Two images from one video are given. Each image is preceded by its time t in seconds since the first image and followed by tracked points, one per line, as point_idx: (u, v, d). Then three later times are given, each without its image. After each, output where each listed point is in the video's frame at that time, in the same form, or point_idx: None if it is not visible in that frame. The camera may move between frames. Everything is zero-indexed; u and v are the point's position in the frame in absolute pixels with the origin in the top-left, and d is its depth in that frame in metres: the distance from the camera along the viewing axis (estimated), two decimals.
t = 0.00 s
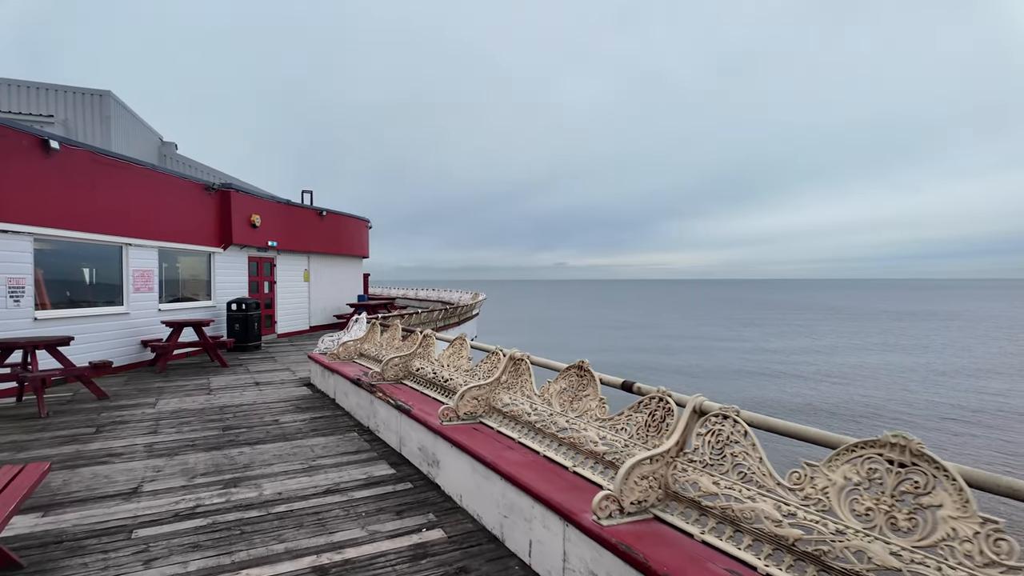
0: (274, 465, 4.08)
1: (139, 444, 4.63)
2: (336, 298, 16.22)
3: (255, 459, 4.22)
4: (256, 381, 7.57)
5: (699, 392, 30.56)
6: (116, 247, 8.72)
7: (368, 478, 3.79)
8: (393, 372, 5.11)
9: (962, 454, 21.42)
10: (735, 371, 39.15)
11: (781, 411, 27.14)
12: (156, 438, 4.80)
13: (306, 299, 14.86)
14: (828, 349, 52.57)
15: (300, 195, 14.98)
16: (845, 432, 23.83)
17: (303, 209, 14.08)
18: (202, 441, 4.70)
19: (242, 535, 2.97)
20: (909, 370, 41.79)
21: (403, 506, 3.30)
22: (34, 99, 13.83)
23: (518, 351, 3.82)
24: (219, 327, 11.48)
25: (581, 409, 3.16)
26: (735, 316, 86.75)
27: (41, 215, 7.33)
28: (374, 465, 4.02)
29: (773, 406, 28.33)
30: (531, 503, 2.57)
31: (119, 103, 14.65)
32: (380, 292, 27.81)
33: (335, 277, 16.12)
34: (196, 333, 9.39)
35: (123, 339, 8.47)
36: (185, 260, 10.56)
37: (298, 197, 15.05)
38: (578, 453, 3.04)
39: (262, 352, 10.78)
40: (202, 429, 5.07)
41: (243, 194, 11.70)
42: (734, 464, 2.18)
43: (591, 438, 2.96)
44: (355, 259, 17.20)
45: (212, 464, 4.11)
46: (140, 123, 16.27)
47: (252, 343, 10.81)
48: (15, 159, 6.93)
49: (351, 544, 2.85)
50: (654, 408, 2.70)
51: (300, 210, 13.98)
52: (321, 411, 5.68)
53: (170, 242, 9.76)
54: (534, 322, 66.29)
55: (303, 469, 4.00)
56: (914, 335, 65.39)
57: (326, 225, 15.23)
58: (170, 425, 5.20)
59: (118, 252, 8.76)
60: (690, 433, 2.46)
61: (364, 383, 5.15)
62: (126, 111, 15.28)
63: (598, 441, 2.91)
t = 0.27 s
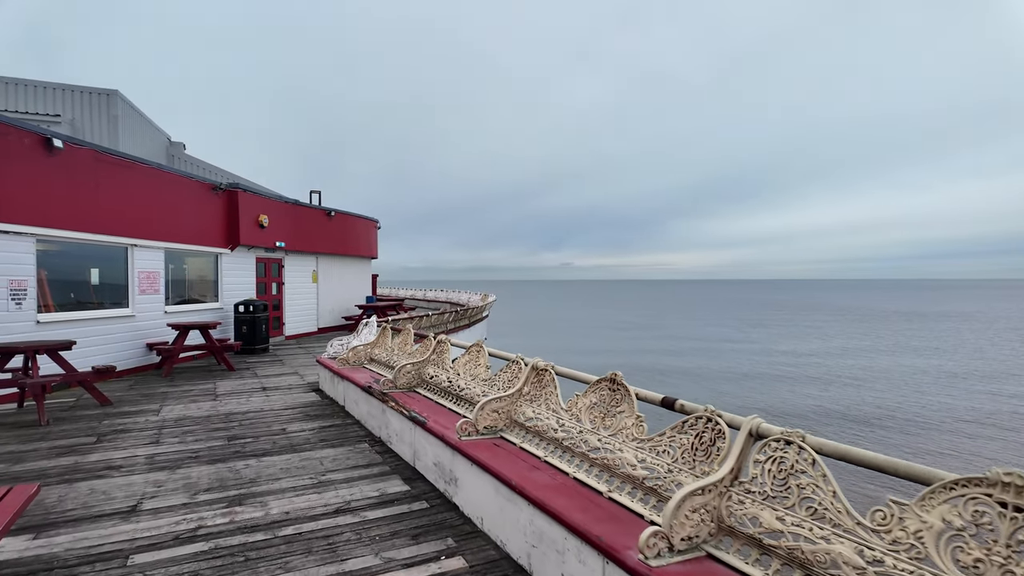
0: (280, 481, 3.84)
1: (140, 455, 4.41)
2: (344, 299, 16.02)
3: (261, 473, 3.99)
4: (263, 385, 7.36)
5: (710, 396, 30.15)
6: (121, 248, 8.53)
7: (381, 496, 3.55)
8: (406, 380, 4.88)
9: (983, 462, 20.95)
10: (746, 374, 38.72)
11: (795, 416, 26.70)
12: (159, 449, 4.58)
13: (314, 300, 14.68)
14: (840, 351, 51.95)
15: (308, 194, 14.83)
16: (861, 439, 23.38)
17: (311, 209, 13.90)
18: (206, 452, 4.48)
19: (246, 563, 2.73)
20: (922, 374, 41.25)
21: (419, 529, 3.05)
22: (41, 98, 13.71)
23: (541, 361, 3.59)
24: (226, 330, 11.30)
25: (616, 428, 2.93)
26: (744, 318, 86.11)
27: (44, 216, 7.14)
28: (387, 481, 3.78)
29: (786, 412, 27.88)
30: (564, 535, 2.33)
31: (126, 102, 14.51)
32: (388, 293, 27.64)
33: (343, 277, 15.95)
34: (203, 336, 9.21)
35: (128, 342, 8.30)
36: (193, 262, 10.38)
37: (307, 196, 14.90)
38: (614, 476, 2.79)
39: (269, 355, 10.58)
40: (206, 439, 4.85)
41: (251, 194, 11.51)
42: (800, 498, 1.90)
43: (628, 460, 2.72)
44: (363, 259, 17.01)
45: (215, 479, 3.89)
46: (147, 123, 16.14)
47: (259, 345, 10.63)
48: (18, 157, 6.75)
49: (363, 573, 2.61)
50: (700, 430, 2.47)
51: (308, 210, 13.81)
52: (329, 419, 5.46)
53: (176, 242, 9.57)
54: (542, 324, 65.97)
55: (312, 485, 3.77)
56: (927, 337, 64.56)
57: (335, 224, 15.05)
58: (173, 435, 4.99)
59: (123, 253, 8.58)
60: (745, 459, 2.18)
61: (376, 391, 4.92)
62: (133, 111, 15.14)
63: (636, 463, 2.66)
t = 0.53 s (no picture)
0: (281, 492, 3.60)
1: (134, 464, 4.17)
2: (348, 299, 15.80)
3: (261, 484, 3.75)
4: (265, 388, 7.12)
5: (719, 399, 29.83)
6: (121, 247, 8.32)
7: (388, 510, 3.30)
8: (414, 384, 4.61)
9: (999, 466, 20.61)
10: (754, 375, 38.36)
11: (804, 419, 26.37)
12: (154, 457, 4.34)
13: (318, 301, 14.46)
14: (848, 353, 51.52)
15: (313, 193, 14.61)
16: (873, 442, 23.05)
17: (315, 208, 13.67)
18: (203, 460, 4.24)
19: None
20: (932, 376, 40.81)
21: (430, 549, 2.80)
22: (43, 95, 13.54)
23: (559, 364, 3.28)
24: (229, 330, 11.09)
25: (644, 438, 2.47)
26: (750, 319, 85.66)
27: (41, 213, 6.93)
28: (395, 493, 3.53)
29: (795, 415, 27.55)
30: (596, 563, 2.07)
31: (128, 99, 14.33)
32: (393, 292, 27.43)
33: (348, 277, 15.73)
34: (204, 337, 8.99)
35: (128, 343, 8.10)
36: (195, 261, 10.16)
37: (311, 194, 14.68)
38: (647, 495, 2.35)
39: (273, 356, 10.36)
40: (204, 446, 4.61)
41: (253, 191, 11.29)
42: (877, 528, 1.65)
43: (663, 478, 2.26)
44: (368, 258, 16.79)
45: (212, 491, 3.64)
46: (151, 120, 15.96)
47: (262, 346, 10.42)
48: (13, 152, 6.53)
49: None
50: (749, 445, 2.04)
51: (312, 208, 13.58)
52: (333, 424, 5.21)
53: (177, 241, 9.35)
54: (547, 325, 65.72)
55: (314, 497, 3.53)
56: (936, 339, 64.00)
57: (339, 223, 14.83)
58: (170, 441, 4.75)
59: (122, 252, 8.36)
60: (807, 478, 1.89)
61: (381, 396, 4.66)
62: (135, 109, 14.95)
63: (674, 481, 2.21)
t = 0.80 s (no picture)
0: (277, 511, 3.33)
1: (123, 478, 3.90)
2: (352, 300, 15.54)
3: (255, 501, 3.48)
4: (265, 393, 6.86)
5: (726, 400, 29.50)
6: (117, 246, 8.07)
7: (393, 533, 3.02)
8: (420, 393, 4.33)
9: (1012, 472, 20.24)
10: (760, 377, 37.98)
11: (813, 423, 26.02)
12: (144, 470, 4.07)
13: (321, 302, 14.21)
14: (855, 354, 51.10)
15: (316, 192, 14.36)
16: (885, 446, 22.71)
17: (318, 207, 13.42)
18: (195, 474, 3.97)
19: None
20: (941, 378, 40.38)
21: None
22: (41, 92, 13.30)
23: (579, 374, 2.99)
24: (229, 332, 10.84)
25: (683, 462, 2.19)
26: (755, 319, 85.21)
27: (33, 211, 6.69)
28: (400, 513, 3.25)
29: (804, 417, 27.20)
30: None
31: (128, 96, 14.09)
32: (397, 292, 27.18)
33: (352, 277, 15.48)
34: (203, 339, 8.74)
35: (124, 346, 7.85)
36: (196, 261, 9.92)
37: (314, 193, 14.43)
38: (687, 527, 2.08)
39: (274, 359, 10.11)
40: (198, 457, 4.34)
41: (255, 190, 11.05)
42: None
43: (707, 509, 1.98)
44: (372, 258, 16.54)
45: (202, 509, 3.37)
46: (152, 118, 15.72)
47: (262, 348, 10.18)
48: (4, 149, 6.29)
49: None
50: (811, 475, 1.77)
51: (315, 207, 13.33)
52: (335, 433, 4.94)
53: (175, 241, 9.09)
54: (551, 324, 65.42)
55: (313, 517, 3.25)
56: (944, 339, 63.46)
57: (343, 223, 14.58)
58: (162, 452, 4.48)
59: (119, 252, 8.12)
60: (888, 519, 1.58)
61: (385, 405, 4.38)
62: (136, 107, 14.73)
63: (720, 513, 1.93)
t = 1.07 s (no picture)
0: (277, 532, 3.07)
1: (114, 493, 3.66)
2: (357, 300, 15.31)
3: (254, 520, 3.22)
4: (267, 398, 6.61)
5: (734, 401, 29.17)
6: (116, 245, 7.85)
7: (404, 557, 2.76)
8: (430, 401, 4.06)
9: None
10: (768, 378, 37.63)
11: (822, 425, 25.69)
12: (137, 484, 3.82)
13: (326, 302, 13.98)
14: (863, 355, 50.62)
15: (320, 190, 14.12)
16: (897, 450, 22.34)
17: (322, 205, 13.18)
18: (191, 488, 3.71)
19: None
20: (950, 380, 39.95)
21: None
22: (42, 90, 13.11)
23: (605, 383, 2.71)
24: (232, 333, 10.62)
25: (735, 489, 1.93)
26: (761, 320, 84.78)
27: (27, 209, 6.46)
28: (411, 534, 2.99)
29: (813, 420, 26.84)
30: None
31: (131, 94, 13.89)
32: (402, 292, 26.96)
33: (357, 277, 15.25)
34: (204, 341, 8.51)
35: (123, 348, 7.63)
36: (198, 260, 9.69)
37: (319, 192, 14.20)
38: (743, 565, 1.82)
39: (277, 361, 9.88)
40: (194, 469, 4.09)
41: (258, 188, 10.81)
42: None
43: (770, 547, 1.72)
44: (377, 258, 16.31)
45: (197, 529, 3.12)
46: (154, 116, 15.51)
47: (266, 350, 9.95)
48: None
49: None
50: (896, 512, 1.50)
51: (320, 206, 13.10)
52: (340, 442, 4.68)
53: (176, 240, 8.86)
54: (556, 324, 65.14)
55: (316, 538, 2.99)
56: (952, 341, 62.95)
57: (347, 222, 14.34)
58: (158, 464, 4.23)
59: (117, 251, 7.89)
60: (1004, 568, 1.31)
61: (393, 414, 4.12)
62: (139, 104, 14.52)
63: (787, 553, 1.68)
